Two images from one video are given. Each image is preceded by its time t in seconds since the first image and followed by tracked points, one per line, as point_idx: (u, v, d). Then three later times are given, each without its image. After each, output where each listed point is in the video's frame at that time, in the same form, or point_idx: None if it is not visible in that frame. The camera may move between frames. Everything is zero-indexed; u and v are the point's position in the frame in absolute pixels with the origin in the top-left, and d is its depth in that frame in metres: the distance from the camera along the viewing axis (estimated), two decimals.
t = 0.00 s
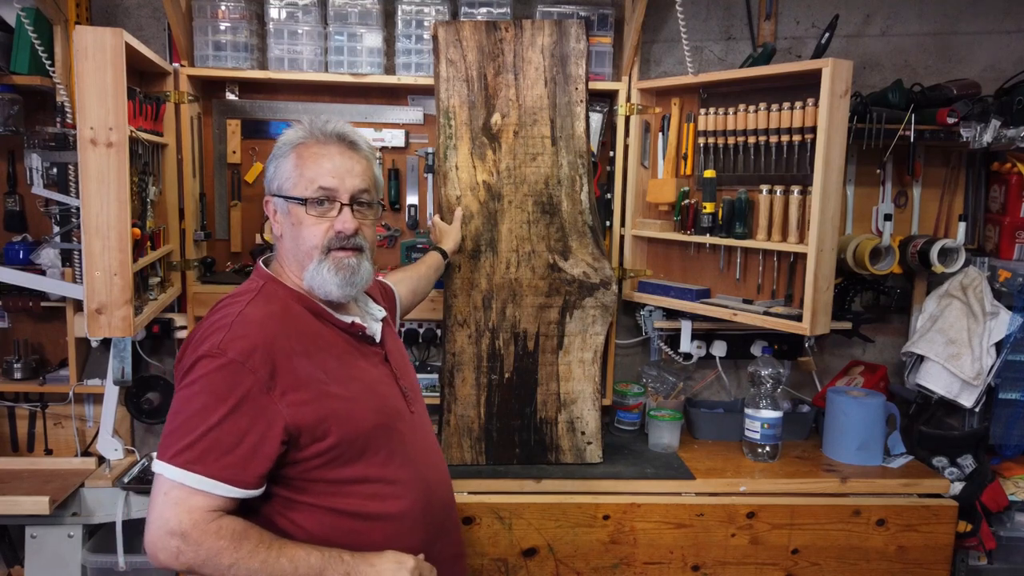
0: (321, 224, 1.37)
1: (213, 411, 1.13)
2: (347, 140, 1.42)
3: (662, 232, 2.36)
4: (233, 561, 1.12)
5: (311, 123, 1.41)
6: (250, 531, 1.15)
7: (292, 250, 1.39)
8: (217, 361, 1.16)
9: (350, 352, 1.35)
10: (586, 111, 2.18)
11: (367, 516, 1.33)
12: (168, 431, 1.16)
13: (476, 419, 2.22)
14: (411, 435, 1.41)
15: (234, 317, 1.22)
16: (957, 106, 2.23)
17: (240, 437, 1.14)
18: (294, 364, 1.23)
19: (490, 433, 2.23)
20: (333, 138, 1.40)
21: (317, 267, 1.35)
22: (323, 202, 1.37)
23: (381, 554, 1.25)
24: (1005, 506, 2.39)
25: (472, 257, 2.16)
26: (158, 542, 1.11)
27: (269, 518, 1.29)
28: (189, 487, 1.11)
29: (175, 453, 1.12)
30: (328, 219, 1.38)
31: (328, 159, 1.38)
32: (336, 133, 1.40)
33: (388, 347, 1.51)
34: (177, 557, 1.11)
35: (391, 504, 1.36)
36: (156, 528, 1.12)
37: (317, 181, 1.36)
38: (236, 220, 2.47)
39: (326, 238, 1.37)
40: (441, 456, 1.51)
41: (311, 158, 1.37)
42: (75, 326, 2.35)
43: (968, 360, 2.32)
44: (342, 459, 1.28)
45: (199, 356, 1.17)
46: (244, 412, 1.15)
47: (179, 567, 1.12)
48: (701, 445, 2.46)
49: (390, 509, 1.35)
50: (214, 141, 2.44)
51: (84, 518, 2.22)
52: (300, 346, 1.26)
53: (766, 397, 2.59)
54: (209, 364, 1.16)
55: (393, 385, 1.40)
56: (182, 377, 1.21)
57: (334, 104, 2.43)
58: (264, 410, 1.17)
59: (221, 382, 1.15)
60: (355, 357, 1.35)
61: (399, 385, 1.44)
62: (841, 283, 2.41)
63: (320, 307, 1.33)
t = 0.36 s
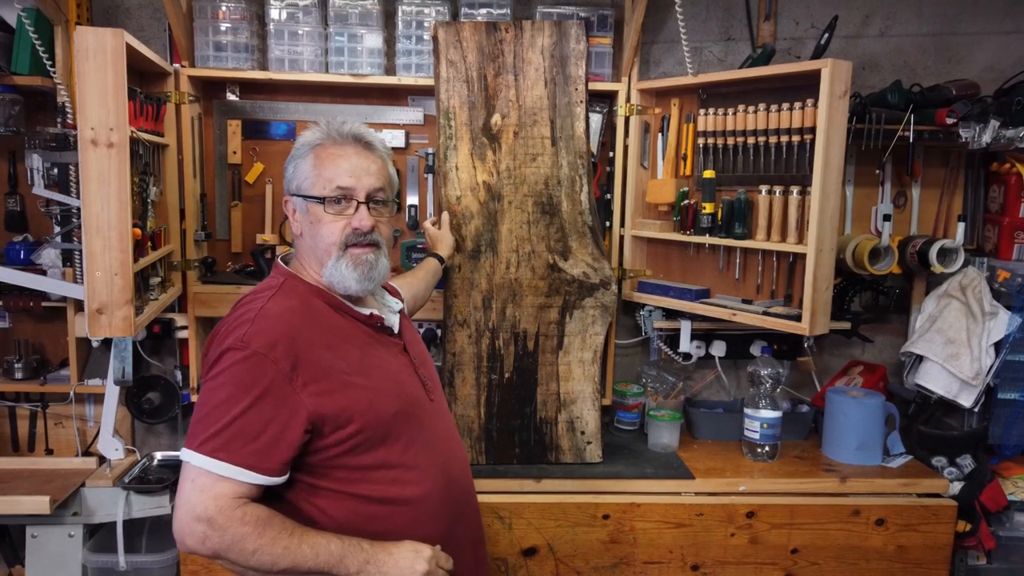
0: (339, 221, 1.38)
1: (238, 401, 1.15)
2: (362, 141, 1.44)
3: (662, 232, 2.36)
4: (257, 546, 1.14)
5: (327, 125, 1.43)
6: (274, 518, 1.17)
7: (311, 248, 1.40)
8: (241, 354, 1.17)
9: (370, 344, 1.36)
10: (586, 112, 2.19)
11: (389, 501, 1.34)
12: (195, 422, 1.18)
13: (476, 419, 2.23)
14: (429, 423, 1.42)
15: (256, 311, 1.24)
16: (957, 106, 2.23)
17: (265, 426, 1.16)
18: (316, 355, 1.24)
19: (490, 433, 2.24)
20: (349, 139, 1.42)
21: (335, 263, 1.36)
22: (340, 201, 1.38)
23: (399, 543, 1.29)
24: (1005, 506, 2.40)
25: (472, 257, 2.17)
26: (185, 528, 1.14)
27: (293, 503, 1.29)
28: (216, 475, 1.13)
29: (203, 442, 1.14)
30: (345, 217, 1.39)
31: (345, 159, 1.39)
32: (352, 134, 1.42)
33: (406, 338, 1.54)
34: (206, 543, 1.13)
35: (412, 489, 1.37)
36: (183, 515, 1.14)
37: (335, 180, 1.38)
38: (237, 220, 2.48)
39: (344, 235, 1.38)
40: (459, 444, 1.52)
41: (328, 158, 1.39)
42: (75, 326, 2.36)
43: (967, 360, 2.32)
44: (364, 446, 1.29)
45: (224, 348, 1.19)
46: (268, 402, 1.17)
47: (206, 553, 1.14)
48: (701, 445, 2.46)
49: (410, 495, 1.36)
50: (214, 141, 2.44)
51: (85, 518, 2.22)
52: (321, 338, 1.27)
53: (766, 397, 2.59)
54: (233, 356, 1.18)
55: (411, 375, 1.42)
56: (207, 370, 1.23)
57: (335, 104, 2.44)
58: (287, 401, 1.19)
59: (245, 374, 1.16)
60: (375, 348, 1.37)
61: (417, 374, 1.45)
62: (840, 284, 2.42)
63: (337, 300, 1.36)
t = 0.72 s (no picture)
0: (344, 226, 1.38)
1: (249, 409, 1.16)
2: (362, 146, 1.44)
3: (662, 232, 2.36)
4: (268, 547, 1.14)
5: (327, 131, 1.44)
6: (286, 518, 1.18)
7: (316, 253, 1.40)
8: (251, 362, 1.18)
9: (375, 347, 1.37)
10: (586, 112, 2.19)
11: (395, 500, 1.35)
12: (207, 430, 1.18)
13: (476, 419, 2.23)
14: (433, 422, 1.43)
15: (265, 318, 1.25)
16: (957, 106, 2.23)
17: (276, 432, 1.17)
18: (323, 361, 1.25)
19: (490, 433, 2.24)
20: (349, 143, 1.42)
21: (342, 266, 1.36)
22: (344, 205, 1.39)
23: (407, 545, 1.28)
24: (1005, 505, 2.40)
25: (472, 257, 2.17)
26: (201, 530, 1.15)
27: (301, 504, 1.30)
28: (230, 480, 1.14)
29: (217, 450, 1.14)
30: (349, 221, 1.39)
31: (347, 164, 1.39)
32: (352, 139, 1.43)
33: (411, 340, 1.53)
34: (221, 543, 1.14)
35: (416, 488, 1.37)
36: (201, 515, 1.15)
37: (337, 185, 1.38)
38: (237, 220, 2.48)
39: (350, 239, 1.38)
40: (461, 442, 1.53)
41: (330, 164, 1.39)
42: (75, 326, 2.36)
43: (967, 360, 2.32)
44: (370, 448, 1.30)
45: (234, 357, 1.20)
46: (279, 408, 1.18)
47: (221, 554, 1.15)
48: (701, 445, 2.46)
49: (414, 493, 1.37)
50: (214, 141, 2.44)
51: (85, 518, 2.22)
52: (328, 343, 1.28)
53: (766, 397, 2.59)
54: (243, 365, 1.18)
55: (416, 376, 1.42)
56: (217, 377, 1.23)
57: (335, 104, 2.44)
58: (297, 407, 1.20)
59: (256, 382, 1.17)
60: (380, 352, 1.37)
61: (421, 375, 1.46)
62: (840, 284, 2.42)
63: (344, 304, 1.36)
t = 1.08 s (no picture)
0: (333, 222, 1.38)
1: (233, 410, 1.16)
2: (355, 142, 1.44)
3: (662, 232, 2.35)
4: (259, 550, 1.15)
5: (320, 126, 1.43)
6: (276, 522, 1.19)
7: (304, 250, 1.40)
8: (234, 363, 1.18)
9: (360, 348, 1.38)
10: (586, 112, 2.18)
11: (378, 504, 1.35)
12: (189, 433, 1.18)
13: (476, 419, 2.22)
14: (417, 426, 1.44)
15: (248, 317, 1.25)
16: (957, 106, 2.23)
17: (261, 434, 1.17)
18: (307, 362, 1.26)
19: (490, 433, 2.23)
20: (342, 139, 1.42)
21: (329, 263, 1.36)
22: (334, 202, 1.38)
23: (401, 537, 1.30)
24: (1005, 506, 2.39)
25: (472, 257, 2.16)
26: (188, 537, 1.16)
27: (286, 510, 1.30)
28: (216, 485, 1.15)
29: (201, 454, 1.15)
30: (338, 217, 1.39)
31: (338, 160, 1.39)
32: (345, 135, 1.42)
33: (398, 342, 1.53)
34: (208, 549, 1.15)
35: (398, 492, 1.38)
36: (186, 524, 1.16)
37: (328, 180, 1.37)
38: (236, 220, 2.47)
39: (338, 236, 1.37)
40: (444, 445, 1.54)
41: (321, 159, 1.39)
42: (75, 326, 2.35)
43: (967, 360, 2.32)
44: (353, 451, 1.31)
45: (216, 357, 1.20)
46: (264, 409, 1.18)
47: (209, 560, 1.16)
48: (701, 445, 2.46)
49: (397, 497, 1.38)
50: (214, 141, 2.44)
51: (84, 518, 2.22)
52: (312, 343, 1.28)
53: (766, 397, 2.59)
54: (226, 366, 1.18)
55: (401, 378, 1.43)
56: (199, 377, 1.23)
57: (335, 104, 2.43)
58: (281, 408, 1.20)
59: (239, 383, 1.17)
60: (365, 353, 1.38)
61: (406, 377, 1.46)
62: (840, 284, 2.41)
63: (329, 304, 1.36)
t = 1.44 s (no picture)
0: (318, 224, 1.38)
1: (209, 411, 1.17)
2: (342, 143, 1.44)
3: (662, 232, 2.35)
4: (233, 553, 1.17)
5: (308, 126, 1.43)
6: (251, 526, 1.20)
7: (289, 251, 1.40)
8: (213, 363, 1.19)
9: (344, 354, 1.39)
10: (586, 112, 2.18)
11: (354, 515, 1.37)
12: (163, 432, 1.19)
13: (476, 419, 2.22)
14: (398, 437, 1.45)
15: (230, 317, 1.26)
16: (957, 106, 2.22)
17: (237, 438, 1.18)
18: (287, 366, 1.27)
19: (490, 433, 2.23)
20: (329, 139, 1.42)
21: (314, 266, 1.36)
22: (319, 203, 1.38)
23: (378, 534, 1.32)
24: (1005, 506, 2.39)
25: (472, 257, 2.16)
26: (156, 542, 1.15)
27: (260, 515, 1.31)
28: (187, 489, 1.15)
29: (174, 456, 1.15)
30: (324, 219, 1.39)
31: (325, 160, 1.39)
32: (332, 135, 1.42)
33: (382, 348, 1.54)
34: (179, 554, 1.15)
35: (374, 503, 1.39)
36: (153, 530, 1.16)
37: (314, 181, 1.37)
38: (236, 220, 2.47)
39: (324, 238, 1.38)
40: (423, 457, 1.56)
41: (308, 159, 1.39)
42: (75, 326, 2.34)
43: (967, 360, 2.32)
44: (332, 458, 1.32)
45: (195, 356, 1.21)
46: (241, 412, 1.19)
47: (178, 565, 1.16)
48: (701, 445, 2.46)
49: (373, 508, 1.39)
50: (214, 141, 2.44)
51: (84, 518, 2.22)
52: (294, 348, 1.30)
53: (766, 397, 2.58)
54: (205, 366, 1.20)
55: (384, 387, 1.44)
56: (177, 376, 1.24)
57: (334, 104, 2.43)
58: (259, 412, 1.22)
59: (218, 383, 1.19)
60: (349, 360, 1.39)
61: (390, 385, 1.47)
62: (840, 284, 2.41)
63: (313, 308, 1.38)
